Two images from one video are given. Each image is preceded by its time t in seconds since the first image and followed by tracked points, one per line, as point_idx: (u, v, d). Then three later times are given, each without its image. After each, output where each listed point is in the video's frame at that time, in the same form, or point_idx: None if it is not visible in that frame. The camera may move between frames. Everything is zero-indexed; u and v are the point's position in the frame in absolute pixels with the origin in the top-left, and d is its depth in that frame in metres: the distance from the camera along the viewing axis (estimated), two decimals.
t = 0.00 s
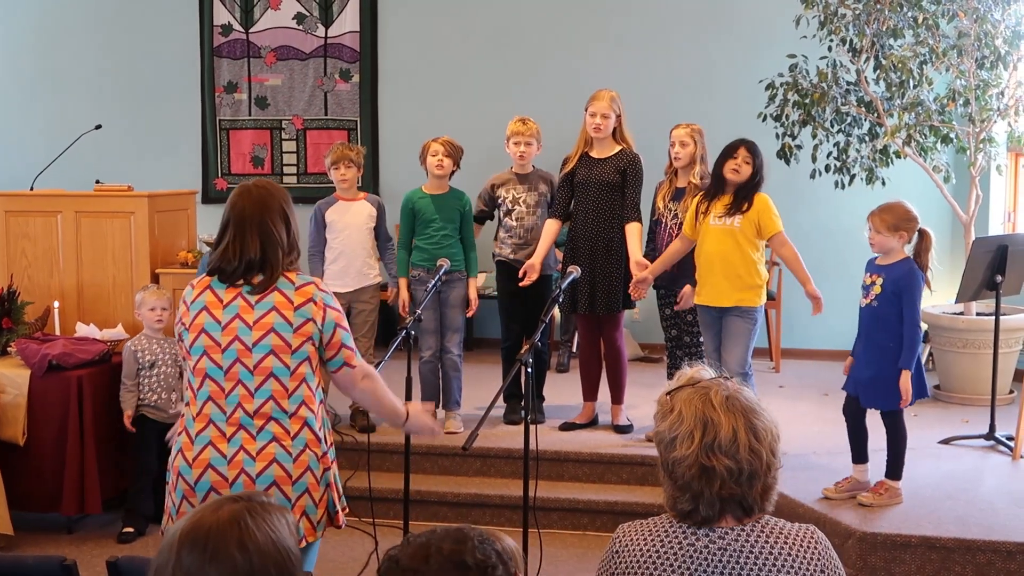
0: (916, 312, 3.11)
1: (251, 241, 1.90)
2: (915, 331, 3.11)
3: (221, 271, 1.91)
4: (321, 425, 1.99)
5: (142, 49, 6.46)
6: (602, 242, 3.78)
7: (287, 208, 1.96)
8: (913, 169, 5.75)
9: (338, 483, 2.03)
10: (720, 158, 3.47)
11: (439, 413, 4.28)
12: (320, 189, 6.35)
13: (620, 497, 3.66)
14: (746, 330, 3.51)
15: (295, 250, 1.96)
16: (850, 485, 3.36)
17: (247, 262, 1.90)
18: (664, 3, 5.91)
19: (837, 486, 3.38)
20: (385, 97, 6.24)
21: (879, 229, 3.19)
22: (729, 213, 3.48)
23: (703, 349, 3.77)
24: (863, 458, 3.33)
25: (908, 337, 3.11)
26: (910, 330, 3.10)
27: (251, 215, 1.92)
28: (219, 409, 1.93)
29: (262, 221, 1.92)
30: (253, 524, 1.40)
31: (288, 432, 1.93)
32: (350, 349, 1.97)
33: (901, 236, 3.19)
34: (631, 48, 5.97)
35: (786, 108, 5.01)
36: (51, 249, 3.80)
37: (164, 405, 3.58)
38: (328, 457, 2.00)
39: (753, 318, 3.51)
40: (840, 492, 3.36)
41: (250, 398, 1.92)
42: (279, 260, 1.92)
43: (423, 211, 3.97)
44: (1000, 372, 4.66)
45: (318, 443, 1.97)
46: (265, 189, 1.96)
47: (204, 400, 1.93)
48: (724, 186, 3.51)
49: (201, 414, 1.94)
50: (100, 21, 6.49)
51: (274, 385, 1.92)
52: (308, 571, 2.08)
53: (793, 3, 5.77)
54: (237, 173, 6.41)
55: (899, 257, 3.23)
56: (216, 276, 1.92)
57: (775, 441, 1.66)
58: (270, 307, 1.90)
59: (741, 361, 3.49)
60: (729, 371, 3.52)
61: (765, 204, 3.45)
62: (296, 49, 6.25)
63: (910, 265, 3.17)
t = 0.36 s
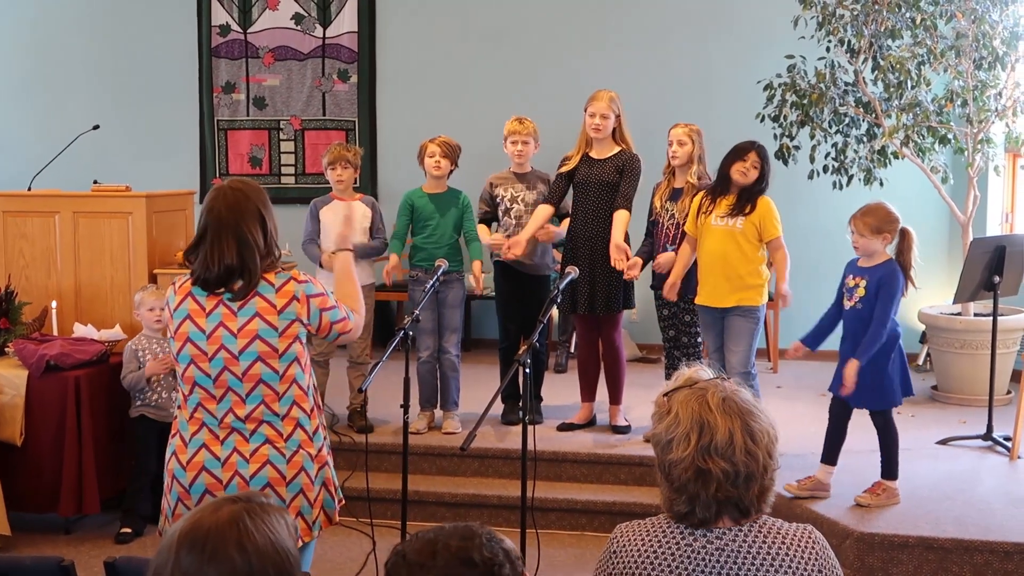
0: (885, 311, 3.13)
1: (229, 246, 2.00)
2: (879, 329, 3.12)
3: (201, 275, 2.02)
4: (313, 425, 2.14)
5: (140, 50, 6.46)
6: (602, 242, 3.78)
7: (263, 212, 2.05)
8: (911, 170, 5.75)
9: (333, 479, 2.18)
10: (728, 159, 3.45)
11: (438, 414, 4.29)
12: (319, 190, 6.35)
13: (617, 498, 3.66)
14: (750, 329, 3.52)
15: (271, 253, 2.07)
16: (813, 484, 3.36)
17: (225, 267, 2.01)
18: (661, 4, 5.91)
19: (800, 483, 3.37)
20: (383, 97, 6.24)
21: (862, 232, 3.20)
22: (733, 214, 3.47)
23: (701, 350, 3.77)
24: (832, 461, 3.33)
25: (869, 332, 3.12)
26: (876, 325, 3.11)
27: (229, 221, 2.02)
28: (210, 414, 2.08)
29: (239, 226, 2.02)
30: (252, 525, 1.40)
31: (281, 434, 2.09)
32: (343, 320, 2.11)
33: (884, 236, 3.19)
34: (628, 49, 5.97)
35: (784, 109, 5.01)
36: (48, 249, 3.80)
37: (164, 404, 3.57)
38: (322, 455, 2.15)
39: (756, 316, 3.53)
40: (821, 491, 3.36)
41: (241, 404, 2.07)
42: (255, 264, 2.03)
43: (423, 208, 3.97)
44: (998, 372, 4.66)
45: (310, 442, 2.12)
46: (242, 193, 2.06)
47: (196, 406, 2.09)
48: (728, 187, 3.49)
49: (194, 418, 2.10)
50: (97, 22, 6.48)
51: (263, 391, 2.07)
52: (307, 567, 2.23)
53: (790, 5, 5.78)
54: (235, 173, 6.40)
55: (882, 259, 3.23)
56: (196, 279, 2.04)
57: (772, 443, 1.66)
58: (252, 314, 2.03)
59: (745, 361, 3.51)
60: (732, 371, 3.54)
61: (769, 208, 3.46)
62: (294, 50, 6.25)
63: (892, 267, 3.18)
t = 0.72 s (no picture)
0: (835, 295, 3.17)
1: (216, 242, 2.01)
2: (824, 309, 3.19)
3: (190, 273, 2.03)
4: (309, 424, 2.14)
5: (138, 48, 6.46)
6: (600, 237, 3.78)
7: (250, 208, 2.06)
8: (909, 168, 5.75)
9: (330, 476, 2.19)
10: (743, 155, 3.52)
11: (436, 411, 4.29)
12: (317, 188, 6.35)
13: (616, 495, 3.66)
14: (763, 330, 3.55)
15: (259, 248, 2.07)
16: (809, 484, 3.36)
17: (213, 265, 2.01)
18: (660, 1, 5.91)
19: (797, 483, 3.38)
20: (381, 95, 6.24)
21: (830, 223, 3.20)
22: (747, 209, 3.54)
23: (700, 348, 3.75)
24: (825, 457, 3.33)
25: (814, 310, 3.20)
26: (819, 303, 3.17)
27: (214, 217, 2.03)
28: (206, 415, 2.09)
29: (226, 222, 2.03)
30: (251, 523, 1.40)
31: (277, 433, 2.10)
32: (340, 317, 2.11)
33: (851, 229, 3.19)
34: (627, 47, 5.97)
35: (782, 106, 5.01)
36: (46, 247, 3.79)
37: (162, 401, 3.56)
38: (318, 452, 2.15)
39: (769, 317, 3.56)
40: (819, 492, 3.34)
41: (236, 406, 2.07)
42: (243, 261, 2.03)
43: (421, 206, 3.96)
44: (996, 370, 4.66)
45: (306, 440, 2.12)
46: (228, 189, 2.06)
47: (191, 408, 2.09)
48: (745, 183, 3.57)
49: (190, 420, 2.10)
50: (96, 20, 6.48)
51: (258, 392, 2.07)
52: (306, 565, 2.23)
53: (789, 3, 5.78)
54: (233, 171, 6.40)
55: (847, 253, 3.23)
56: (187, 278, 2.05)
57: (770, 442, 1.66)
58: (246, 316, 2.03)
59: (758, 360, 3.54)
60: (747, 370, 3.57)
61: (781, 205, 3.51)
62: (292, 48, 6.24)
63: (853, 259, 3.21)
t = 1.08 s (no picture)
0: (828, 297, 3.15)
1: (214, 236, 2.02)
2: (817, 309, 3.17)
3: (189, 271, 2.03)
4: (310, 425, 2.14)
5: (144, 48, 6.46)
6: (606, 237, 3.78)
7: (247, 203, 2.07)
8: (916, 167, 5.75)
9: (330, 480, 2.18)
10: (761, 156, 3.53)
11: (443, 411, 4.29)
12: (323, 188, 6.35)
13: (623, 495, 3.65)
14: (782, 332, 3.56)
15: (256, 241, 2.07)
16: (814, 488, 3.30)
17: (211, 259, 2.02)
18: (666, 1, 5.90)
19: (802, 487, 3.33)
20: (387, 95, 6.24)
21: (818, 226, 3.18)
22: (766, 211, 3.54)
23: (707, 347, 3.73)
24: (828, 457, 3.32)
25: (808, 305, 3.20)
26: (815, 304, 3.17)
27: (210, 211, 2.04)
28: (208, 416, 2.09)
29: (223, 216, 2.04)
30: (258, 522, 1.39)
31: (278, 435, 2.10)
32: (344, 332, 2.11)
33: (840, 230, 3.16)
34: (632, 46, 5.96)
35: (789, 106, 5.00)
36: (53, 247, 3.80)
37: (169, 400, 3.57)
38: (319, 456, 2.15)
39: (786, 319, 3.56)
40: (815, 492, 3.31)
41: (237, 407, 2.07)
42: (242, 256, 2.04)
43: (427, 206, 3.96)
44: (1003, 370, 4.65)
45: (308, 442, 2.13)
46: (225, 185, 2.08)
47: (194, 408, 2.09)
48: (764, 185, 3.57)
49: (191, 420, 2.10)
50: (102, 20, 6.49)
51: (259, 394, 2.07)
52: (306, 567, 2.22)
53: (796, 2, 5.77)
54: (239, 171, 6.41)
55: (838, 252, 3.22)
56: (186, 276, 2.05)
57: (777, 442, 1.66)
58: (250, 318, 2.04)
59: (776, 362, 3.56)
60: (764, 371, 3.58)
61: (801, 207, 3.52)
62: (299, 48, 6.25)
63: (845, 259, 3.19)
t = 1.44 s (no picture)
0: (826, 299, 3.16)
1: (219, 233, 2.04)
2: (815, 311, 3.19)
3: (192, 267, 2.04)
4: (306, 425, 2.14)
5: (145, 47, 6.47)
6: (607, 236, 3.79)
7: (254, 202, 2.09)
8: (917, 167, 5.75)
9: (325, 481, 2.18)
10: (762, 158, 3.55)
11: (444, 411, 4.29)
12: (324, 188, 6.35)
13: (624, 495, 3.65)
14: (786, 335, 3.56)
15: (261, 241, 2.09)
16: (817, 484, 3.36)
17: (216, 256, 2.03)
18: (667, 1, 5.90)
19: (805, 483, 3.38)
20: (388, 95, 6.24)
21: (816, 227, 3.17)
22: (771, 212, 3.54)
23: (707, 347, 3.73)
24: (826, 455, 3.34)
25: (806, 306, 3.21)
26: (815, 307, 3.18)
27: (217, 208, 2.06)
28: (204, 414, 2.09)
29: (229, 214, 2.06)
30: (260, 523, 1.39)
31: (274, 433, 2.10)
32: (342, 332, 2.12)
33: (838, 231, 3.16)
34: (633, 46, 5.96)
35: (790, 106, 5.00)
36: (55, 248, 3.80)
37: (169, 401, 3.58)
38: (314, 456, 2.15)
39: (789, 322, 3.55)
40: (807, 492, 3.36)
41: (233, 405, 2.07)
42: (246, 252, 2.05)
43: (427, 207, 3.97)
44: (1004, 370, 4.65)
45: (304, 442, 2.13)
46: (233, 184, 2.10)
47: (190, 405, 2.09)
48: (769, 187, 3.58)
49: (187, 417, 2.10)
50: (104, 21, 6.49)
51: (256, 392, 2.07)
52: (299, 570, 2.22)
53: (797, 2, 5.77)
54: (240, 171, 6.41)
55: (837, 252, 3.22)
56: (188, 272, 2.06)
57: (778, 442, 1.66)
58: (249, 313, 2.04)
59: (778, 365, 3.56)
60: (766, 373, 3.58)
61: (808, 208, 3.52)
62: (300, 48, 6.25)
63: (842, 259, 3.19)
